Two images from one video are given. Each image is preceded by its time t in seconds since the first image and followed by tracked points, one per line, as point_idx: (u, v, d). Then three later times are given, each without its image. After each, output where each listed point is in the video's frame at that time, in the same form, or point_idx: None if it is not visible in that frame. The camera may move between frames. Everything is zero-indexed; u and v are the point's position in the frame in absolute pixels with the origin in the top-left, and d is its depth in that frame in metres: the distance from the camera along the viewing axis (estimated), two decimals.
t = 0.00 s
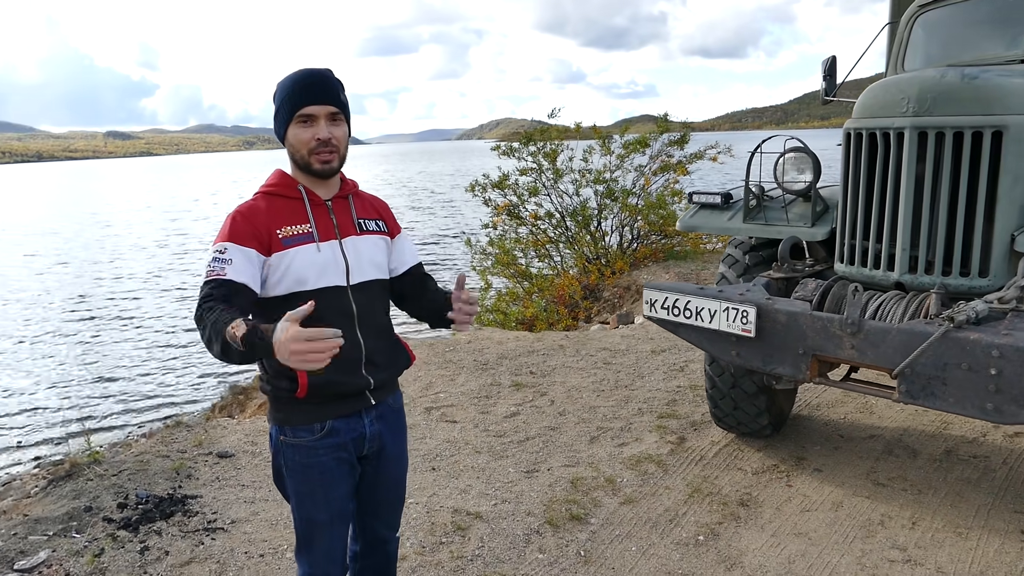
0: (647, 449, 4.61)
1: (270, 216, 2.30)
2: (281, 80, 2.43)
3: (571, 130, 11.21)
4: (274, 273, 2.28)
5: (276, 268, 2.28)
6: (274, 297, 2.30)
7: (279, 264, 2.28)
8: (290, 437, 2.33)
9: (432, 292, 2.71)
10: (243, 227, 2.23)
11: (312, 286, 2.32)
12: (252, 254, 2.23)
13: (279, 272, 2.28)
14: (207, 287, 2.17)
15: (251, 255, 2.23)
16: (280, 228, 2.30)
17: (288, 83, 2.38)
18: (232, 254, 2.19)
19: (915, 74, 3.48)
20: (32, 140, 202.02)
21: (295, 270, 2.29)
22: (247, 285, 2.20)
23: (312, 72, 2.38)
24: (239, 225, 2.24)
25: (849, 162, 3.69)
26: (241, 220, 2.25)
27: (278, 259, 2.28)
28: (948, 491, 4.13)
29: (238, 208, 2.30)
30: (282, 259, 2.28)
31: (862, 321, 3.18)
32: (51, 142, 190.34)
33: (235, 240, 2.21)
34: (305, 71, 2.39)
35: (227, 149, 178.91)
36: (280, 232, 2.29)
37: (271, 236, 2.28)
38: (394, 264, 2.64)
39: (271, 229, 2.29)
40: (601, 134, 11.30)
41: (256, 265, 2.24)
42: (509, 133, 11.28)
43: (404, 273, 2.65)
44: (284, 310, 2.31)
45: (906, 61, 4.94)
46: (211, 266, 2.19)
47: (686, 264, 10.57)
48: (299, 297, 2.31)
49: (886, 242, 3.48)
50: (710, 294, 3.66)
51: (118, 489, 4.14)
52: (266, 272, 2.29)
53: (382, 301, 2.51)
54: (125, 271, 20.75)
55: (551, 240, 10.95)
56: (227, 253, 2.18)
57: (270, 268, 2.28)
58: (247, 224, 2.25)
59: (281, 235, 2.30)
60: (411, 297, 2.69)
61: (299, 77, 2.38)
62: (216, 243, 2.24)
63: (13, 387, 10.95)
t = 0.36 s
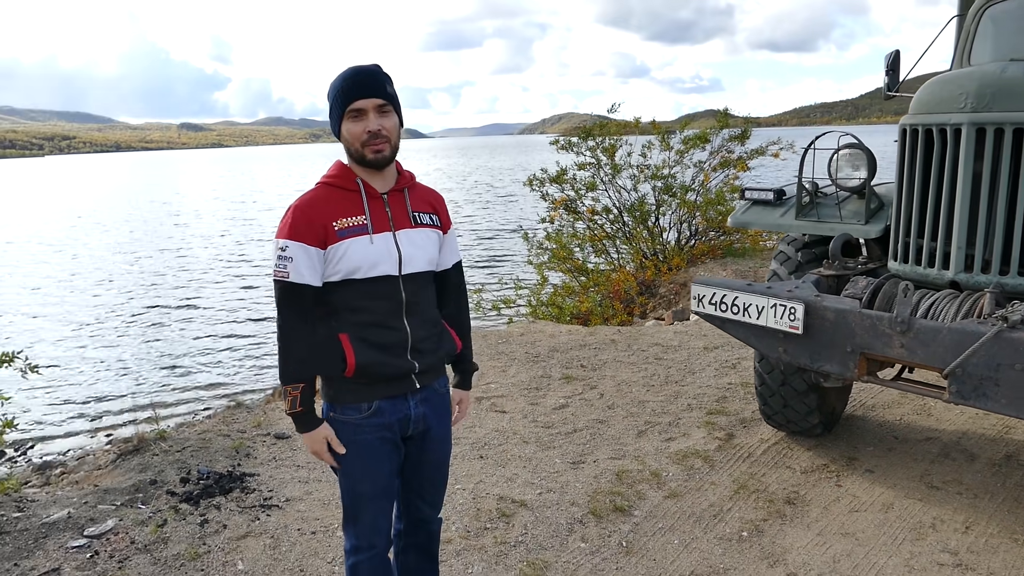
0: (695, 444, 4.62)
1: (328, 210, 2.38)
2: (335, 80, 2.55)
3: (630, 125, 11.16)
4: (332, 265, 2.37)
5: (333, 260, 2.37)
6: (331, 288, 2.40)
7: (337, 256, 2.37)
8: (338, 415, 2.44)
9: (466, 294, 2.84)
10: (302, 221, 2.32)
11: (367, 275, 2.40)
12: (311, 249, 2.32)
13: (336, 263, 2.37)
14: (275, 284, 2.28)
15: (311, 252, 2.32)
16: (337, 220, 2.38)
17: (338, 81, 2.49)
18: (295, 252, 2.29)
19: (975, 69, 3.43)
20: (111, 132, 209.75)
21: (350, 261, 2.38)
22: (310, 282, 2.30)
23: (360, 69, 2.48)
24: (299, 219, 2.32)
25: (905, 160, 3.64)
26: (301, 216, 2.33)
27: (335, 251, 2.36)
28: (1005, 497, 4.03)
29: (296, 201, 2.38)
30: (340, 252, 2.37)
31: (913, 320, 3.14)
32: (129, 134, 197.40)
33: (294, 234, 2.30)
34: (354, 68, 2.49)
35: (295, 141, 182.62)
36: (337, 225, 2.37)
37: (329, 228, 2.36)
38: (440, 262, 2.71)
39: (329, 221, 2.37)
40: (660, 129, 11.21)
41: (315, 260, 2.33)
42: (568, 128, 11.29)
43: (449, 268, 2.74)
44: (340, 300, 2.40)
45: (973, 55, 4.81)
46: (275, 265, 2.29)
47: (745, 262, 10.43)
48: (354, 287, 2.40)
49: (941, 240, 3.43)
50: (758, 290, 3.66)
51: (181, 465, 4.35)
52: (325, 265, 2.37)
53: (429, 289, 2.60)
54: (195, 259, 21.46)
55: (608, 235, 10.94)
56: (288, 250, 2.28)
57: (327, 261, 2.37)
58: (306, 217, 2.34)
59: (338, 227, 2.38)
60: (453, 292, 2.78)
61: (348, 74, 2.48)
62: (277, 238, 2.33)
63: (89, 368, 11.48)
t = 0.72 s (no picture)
0: (738, 442, 4.61)
1: (378, 200, 2.48)
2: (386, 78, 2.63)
3: (682, 123, 11.08)
4: (380, 253, 2.47)
5: (381, 249, 2.47)
6: (379, 275, 2.50)
7: (385, 245, 2.47)
8: (386, 396, 2.54)
9: (521, 278, 2.89)
10: (354, 211, 2.43)
11: (414, 264, 2.50)
12: (362, 238, 2.42)
13: (384, 252, 2.47)
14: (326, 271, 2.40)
15: (360, 241, 2.42)
16: (387, 211, 2.48)
17: (390, 79, 2.57)
18: (345, 240, 2.40)
19: None
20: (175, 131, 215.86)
21: (398, 251, 2.48)
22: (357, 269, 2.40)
23: (410, 66, 2.56)
24: (351, 210, 2.43)
25: (956, 156, 3.59)
26: (352, 206, 2.44)
27: (383, 241, 2.47)
28: None
29: (349, 192, 2.49)
30: (387, 242, 2.47)
31: (960, 319, 3.09)
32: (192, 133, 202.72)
33: (345, 223, 2.41)
34: (405, 66, 2.58)
35: (351, 140, 185.30)
36: (386, 215, 2.47)
37: (378, 219, 2.46)
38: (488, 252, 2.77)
39: (379, 212, 2.47)
40: (713, 127, 11.11)
41: (365, 248, 2.43)
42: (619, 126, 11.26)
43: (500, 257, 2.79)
44: (388, 287, 2.50)
45: None
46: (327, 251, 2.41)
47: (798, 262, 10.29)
48: (401, 275, 2.50)
49: (993, 239, 3.38)
50: (803, 288, 3.64)
51: (234, 450, 4.51)
52: (374, 254, 2.48)
53: (476, 279, 2.67)
54: (252, 255, 21.99)
55: (658, 234, 10.89)
56: (339, 239, 2.39)
57: (376, 250, 2.47)
58: (358, 207, 2.44)
59: (388, 218, 2.48)
60: (502, 279, 2.84)
61: (399, 71, 2.56)
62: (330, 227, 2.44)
63: (151, 358, 11.90)
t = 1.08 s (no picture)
0: (766, 440, 4.59)
1: (410, 192, 2.53)
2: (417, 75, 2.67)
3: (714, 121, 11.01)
4: (412, 243, 2.52)
5: (413, 239, 2.52)
6: (411, 265, 2.55)
7: (417, 236, 2.51)
8: (418, 387, 2.61)
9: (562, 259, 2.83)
10: (387, 203, 2.48)
11: (446, 255, 2.54)
12: (396, 228, 2.47)
13: (417, 242, 2.52)
14: (363, 261, 2.43)
15: (395, 231, 2.47)
16: (418, 203, 2.53)
17: (421, 78, 2.61)
18: (380, 230, 2.44)
19: None
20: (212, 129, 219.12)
21: (429, 241, 2.52)
22: (395, 258, 2.44)
23: (441, 65, 2.60)
24: (384, 202, 2.48)
25: (990, 153, 3.56)
26: (386, 198, 2.49)
27: (415, 231, 2.51)
28: None
29: (382, 185, 2.55)
30: (419, 233, 2.52)
31: (992, 317, 3.06)
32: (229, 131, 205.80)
33: (379, 214, 2.46)
34: (436, 64, 2.62)
35: (384, 138, 186.54)
36: (418, 207, 2.52)
37: (410, 210, 2.51)
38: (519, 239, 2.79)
39: (411, 204, 2.52)
40: (746, 125, 11.03)
41: (400, 238, 2.48)
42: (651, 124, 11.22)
43: (533, 244, 2.80)
44: (420, 278, 2.55)
45: None
46: (363, 242, 2.45)
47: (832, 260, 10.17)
48: (432, 266, 2.54)
49: None
50: (832, 285, 3.62)
51: (267, 441, 4.61)
52: (408, 245, 2.52)
53: (507, 271, 2.69)
54: (286, 251, 22.27)
55: (689, 232, 10.84)
56: (375, 229, 2.44)
57: (409, 241, 2.52)
58: (390, 200, 2.49)
59: (419, 209, 2.52)
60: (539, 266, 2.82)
61: (431, 69, 2.61)
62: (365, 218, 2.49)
63: (188, 352, 12.13)
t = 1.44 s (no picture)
0: (788, 439, 4.54)
1: (434, 191, 2.51)
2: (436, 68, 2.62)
3: (733, 117, 10.92)
4: (438, 243, 2.49)
5: (439, 239, 2.49)
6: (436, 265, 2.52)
7: (443, 235, 2.49)
8: (444, 387, 2.59)
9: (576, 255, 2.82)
10: (413, 202, 2.46)
11: (472, 254, 2.51)
12: (422, 227, 2.45)
13: (443, 241, 2.49)
14: (393, 260, 2.43)
15: (421, 230, 2.44)
16: (443, 202, 2.50)
17: (445, 71, 2.57)
18: (408, 230, 2.43)
19: None
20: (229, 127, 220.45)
21: (455, 240, 2.49)
22: (424, 257, 2.44)
23: (465, 60, 2.57)
24: (408, 201, 2.46)
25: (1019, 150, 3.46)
26: (411, 198, 2.47)
27: (440, 231, 2.49)
28: None
29: (405, 185, 2.52)
30: (445, 232, 2.49)
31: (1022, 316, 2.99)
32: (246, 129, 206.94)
33: (404, 214, 2.44)
34: (461, 58, 2.58)
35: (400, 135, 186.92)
36: (443, 206, 2.50)
37: (434, 209, 2.49)
38: (541, 236, 2.75)
39: (435, 203, 2.49)
40: (765, 121, 10.93)
41: (426, 238, 2.46)
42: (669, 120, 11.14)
43: (554, 241, 2.75)
44: (448, 278, 2.53)
45: None
46: (392, 242, 2.43)
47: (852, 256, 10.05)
48: (459, 265, 2.52)
49: None
50: (856, 283, 3.56)
51: (286, 440, 4.60)
52: (434, 244, 2.50)
53: (532, 269, 2.68)
54: (304, 248, 22.36)
55: (708, 228, 10.79)
56: (404, 229, 2.42)
57: (437, 240, 2.49)
58: (416, 199, 2.47)
59: (444, 208, 2.50)
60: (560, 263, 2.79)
61: (456, 63, 2.57)
62: (390, 219, 2.47)
63: (207, 349, 12.20)
